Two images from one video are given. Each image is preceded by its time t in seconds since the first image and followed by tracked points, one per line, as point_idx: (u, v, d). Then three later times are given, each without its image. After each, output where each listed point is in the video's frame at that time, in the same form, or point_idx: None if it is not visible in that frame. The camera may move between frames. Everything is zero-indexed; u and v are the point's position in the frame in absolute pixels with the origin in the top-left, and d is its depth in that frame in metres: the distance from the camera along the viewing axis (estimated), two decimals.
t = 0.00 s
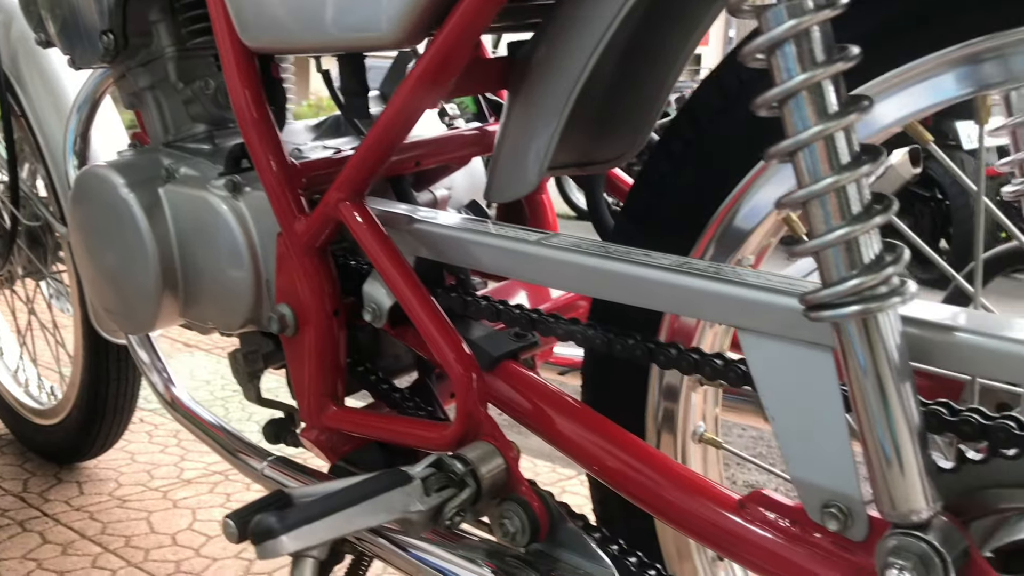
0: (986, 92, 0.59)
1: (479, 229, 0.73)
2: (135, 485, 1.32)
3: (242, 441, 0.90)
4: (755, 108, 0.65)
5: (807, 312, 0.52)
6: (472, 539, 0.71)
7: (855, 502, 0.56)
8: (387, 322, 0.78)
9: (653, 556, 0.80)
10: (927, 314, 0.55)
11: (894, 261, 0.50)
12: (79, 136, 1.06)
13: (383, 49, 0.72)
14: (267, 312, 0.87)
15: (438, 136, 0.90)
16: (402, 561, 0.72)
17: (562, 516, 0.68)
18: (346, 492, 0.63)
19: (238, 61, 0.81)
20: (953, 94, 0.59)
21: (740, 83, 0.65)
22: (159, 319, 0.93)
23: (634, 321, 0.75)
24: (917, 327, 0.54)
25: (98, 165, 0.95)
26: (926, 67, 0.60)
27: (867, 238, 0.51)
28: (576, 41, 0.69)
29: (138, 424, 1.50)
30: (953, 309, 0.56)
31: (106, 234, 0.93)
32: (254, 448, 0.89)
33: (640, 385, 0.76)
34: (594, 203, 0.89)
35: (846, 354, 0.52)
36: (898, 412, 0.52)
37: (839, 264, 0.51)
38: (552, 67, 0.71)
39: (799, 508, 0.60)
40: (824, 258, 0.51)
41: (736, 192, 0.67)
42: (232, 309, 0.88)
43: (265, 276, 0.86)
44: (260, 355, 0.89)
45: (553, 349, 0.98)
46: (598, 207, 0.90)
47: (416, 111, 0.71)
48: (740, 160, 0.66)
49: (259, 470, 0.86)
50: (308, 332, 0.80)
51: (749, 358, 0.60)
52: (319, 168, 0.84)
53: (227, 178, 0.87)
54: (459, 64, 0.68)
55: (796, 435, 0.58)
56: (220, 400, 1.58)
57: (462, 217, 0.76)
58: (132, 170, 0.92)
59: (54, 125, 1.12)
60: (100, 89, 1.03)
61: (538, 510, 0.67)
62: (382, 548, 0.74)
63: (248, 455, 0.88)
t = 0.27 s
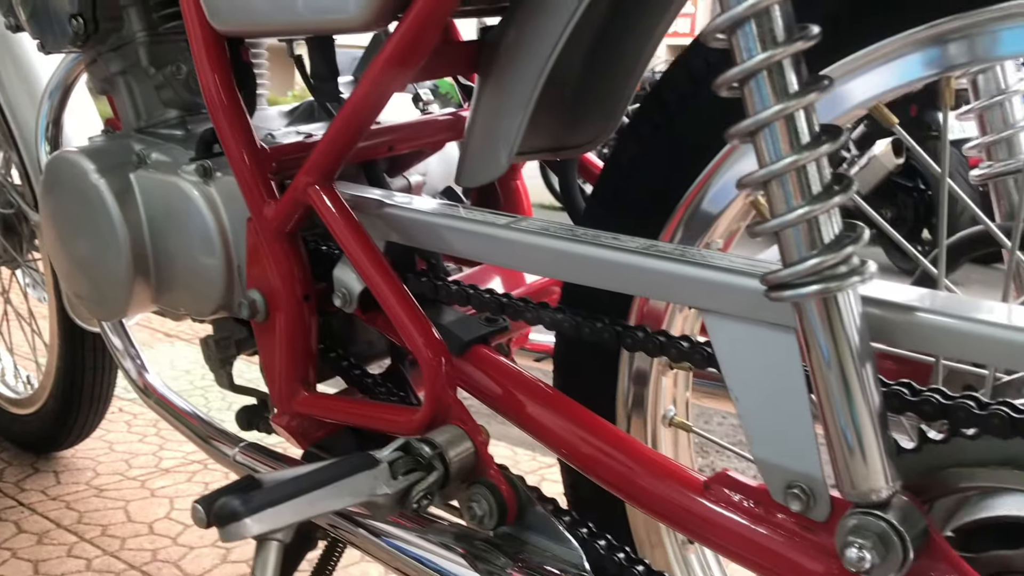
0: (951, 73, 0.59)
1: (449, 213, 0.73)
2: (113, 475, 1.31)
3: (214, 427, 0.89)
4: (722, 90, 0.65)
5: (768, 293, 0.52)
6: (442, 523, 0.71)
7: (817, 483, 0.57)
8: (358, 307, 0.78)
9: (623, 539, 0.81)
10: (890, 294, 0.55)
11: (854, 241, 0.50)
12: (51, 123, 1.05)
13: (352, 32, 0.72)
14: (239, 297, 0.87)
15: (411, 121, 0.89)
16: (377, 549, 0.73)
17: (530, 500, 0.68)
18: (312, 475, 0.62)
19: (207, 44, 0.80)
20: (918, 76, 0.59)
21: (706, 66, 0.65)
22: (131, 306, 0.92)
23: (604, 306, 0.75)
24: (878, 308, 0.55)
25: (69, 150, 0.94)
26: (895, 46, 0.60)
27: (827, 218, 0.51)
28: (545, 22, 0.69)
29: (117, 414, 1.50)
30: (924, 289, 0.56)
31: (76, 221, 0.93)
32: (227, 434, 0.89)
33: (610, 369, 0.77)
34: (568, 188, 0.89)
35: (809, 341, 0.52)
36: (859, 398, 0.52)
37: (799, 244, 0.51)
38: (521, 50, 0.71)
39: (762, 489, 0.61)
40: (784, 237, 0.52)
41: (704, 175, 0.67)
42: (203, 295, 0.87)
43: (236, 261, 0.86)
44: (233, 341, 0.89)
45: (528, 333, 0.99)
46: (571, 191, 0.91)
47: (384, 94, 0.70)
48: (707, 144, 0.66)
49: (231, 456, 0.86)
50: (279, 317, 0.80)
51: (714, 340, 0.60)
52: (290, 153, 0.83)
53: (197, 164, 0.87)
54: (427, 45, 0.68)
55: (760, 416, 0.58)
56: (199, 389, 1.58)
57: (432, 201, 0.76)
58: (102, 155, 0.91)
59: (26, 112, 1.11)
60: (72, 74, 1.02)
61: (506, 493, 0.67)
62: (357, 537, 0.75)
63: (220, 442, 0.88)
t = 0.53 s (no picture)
0: (924, 51, 0.59)
1: (426, 194, 0.72)
2: (95, 463, 1.31)
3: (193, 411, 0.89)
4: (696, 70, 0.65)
5: (738, 268, 0.53)
6: (420, 504, 0.72)
7: (790, 459, 0.57)
8: (335, 290, 0.78)
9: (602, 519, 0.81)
10: (859, 271, 0.56)
11: (823, 217, 0.51)
12: (27, 107, 1.05)
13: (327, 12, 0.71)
14: (218, 281, 0.87)
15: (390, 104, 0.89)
16: (357, 532, 0.73)
17: (507, 480, 0.68)
18: (287, 453, 0.63)
19: (183, 26, 0.80)
20: (892, 52, 0.59)
21: (681, 46, 0.65)
22: (110, 290, 0.92)
23: (581, 286, 0.76)
24: (849, 284, 0.55)
25: (46, 134, 0.94)
26: (867, 24, 0.60)
27: (797, 193, 0.51)
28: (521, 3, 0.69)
29: (99, 403, 1.49)
30: (899, 267, 0.56)
31: (53, 205, 0.92)
32: (206, 419, 0.88)
33: (588, 350, 0.77)
34: (546, 170, 0.89)
35: (782, 327, 0.53)
36: (831, 379, 0.52)
37: (770, 221, 0.51)
38: (496, 31, 0.71)
39: (735, 465, 0.61)
40: (755, 214, 0.52)
41: (679, 154, 0.67)
42: (181, 279, 0.87)
43: (214, 245, 0.86)
44: (212, 325, 0.89)
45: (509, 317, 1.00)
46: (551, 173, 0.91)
47: (359, 74, 0.70)
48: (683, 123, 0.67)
49: (210, 440, 0.85)
50: (257, 300, 0.80)
51: (688, 318, 0.60)
52: (268, 135, 0.83)
53: (174, 147, 0.87)
54: (403, 25, 0.68)
55: (733, 393, 0.58)
56: (183, 378, 1.57)
57: (408, 183, 0.75)
58: (79, 138, 0.90)
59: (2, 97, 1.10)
60: (49, 57, 1.02)
61: (483, 473, 0.68)
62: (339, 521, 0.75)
63: (199, 426, 0.88)
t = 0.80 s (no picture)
0: (891, 34, 0.60)
1: (400, 180, 0.73)
2: (76, 452, 1.31)
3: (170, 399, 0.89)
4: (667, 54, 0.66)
5: (704, 251, 0.53)
6: (394, 488, 0.72)
7: (756, 440, 0.58)
8: (310, 276, 0.78)
9: (577, 503, 0.81)
10: (826, 253, 0.56)
11: (787, 198, 0.51)
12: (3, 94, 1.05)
13: None
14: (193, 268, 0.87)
15: (366, 91, 0.89)
16: (334, 518, 0.72)
17: (480, 464, 0.69)
18: (259, 437, 0.63)
19: (157, 12, 0.80)
20: (862, 35, 0.60)
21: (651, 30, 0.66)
22: (86, 277, 0.92)
23: (555, 272, 0.76)
24: (815, 267, 0.55)
25: (20, 121, 0.93)
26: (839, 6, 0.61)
27: (762, 174, 0.51)
28: None
29: (82, 393, 1.49)
30: (868, 250, 0.56)
31: (28, 191, 0.91)
32: (182, 406, 0.88)
33: (562, 335, 0.77)
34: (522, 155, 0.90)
35: (748, 314, 0.53)
36: (797, 367, 0.53)
37: (734, 203, 0.51)
38: (470, 16, 0.71)
39: (703, 446, 0.62)
40: (720, 196, 0.52)
41: (651, 138, 0.67)
42: (157, 265, 0.87)
43: (190, 231, 0.86)
44: (188, 312, 0.89)
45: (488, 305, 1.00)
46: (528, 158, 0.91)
47: (330, 59, 0.70)
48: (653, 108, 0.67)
49: (186, 427, 0.85)
50: (232, 286, 0.80)
51: (657, 301, 0.61)
52: (242, 121, 0.83)
53: (150, 133, 0.86)
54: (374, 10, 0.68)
55: (701, 375, 0.59)
56: (166, 368, 1.57)
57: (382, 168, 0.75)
58: (54, 125, 0.90)
59: None
60: (24, 44, 1.02)
61: (456, 457, 0.68)
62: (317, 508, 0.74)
63: (175, 413, 0.88)
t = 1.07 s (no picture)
0: (862, 19, 0.60)
1: (376, 165, 0.72)
2: (57, 442, 1.31)
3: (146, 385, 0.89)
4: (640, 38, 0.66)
5: (672, 234, 0.53)
6: (370, 472, 0.72)
7: (725, 422, 0.58)
8: (286, 262, 0.78)
9: (552, 488, 0.82)
10: (794, 236, 0.56)
11: (754, 181, 0.51)
12: None
13: None
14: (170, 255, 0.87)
15: (344, 77, 0.89)
16: (313, 505, 0.72)
17: (454, 449, 0.69)
18: (231, 422, 0.64)
19: None
20: (833, 20, 0.61)
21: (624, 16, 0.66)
22: (63, 264, 0.92)
23: (531, 258, 0.76)
24: (781, 250, 0.56)
25: None
26: None
27: (729, 157, 0.52)
28: None
29: (63, 383, 1.49)
30: (840, 233, 0.57)
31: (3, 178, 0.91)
32: (159, 393, 0.88)
33: (538, 321, 0.78)
34: (499, 141, 0.91)
35: (717, 304, 0.53)
36: (765, 356, 0.53)
37: (703, 185, 0.52)
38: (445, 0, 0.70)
39: (673, 429, 0.63)
40: (689, 178, 0.52)
41: (627, 121, 0.68)
42: (134, 253, 0.87)
43: (166, 218, 0.86)
44: (166, 299, 0.89)
45: (466, 292, 1.00)
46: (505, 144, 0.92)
47: (305, 44, 0.70)
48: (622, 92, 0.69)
49: (163, 413, 0.85)
50: (208, 273, 0.80)
51: (628, 285, 0.61)
52: (218, 108, 0.83)
53: (126, 119, 0.86)
54: None
55: (670, 359, 0.59)
56: (148, 358, 1.57)
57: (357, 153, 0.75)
58: (30, 111, 0.90)
59: None
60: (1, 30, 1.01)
61: (430, 441, 0.68)
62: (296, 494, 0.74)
63: (153, 399, 0.88)
